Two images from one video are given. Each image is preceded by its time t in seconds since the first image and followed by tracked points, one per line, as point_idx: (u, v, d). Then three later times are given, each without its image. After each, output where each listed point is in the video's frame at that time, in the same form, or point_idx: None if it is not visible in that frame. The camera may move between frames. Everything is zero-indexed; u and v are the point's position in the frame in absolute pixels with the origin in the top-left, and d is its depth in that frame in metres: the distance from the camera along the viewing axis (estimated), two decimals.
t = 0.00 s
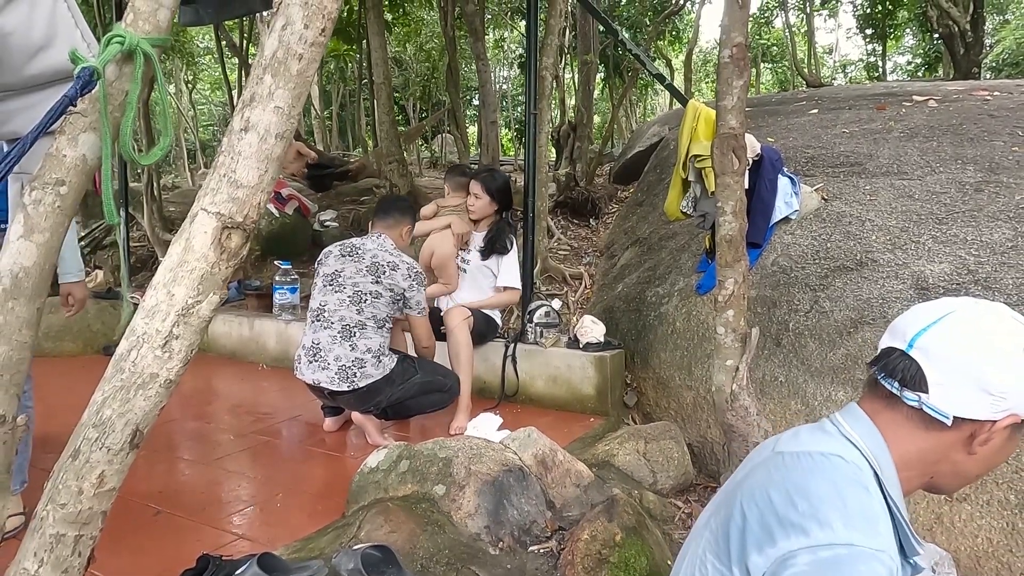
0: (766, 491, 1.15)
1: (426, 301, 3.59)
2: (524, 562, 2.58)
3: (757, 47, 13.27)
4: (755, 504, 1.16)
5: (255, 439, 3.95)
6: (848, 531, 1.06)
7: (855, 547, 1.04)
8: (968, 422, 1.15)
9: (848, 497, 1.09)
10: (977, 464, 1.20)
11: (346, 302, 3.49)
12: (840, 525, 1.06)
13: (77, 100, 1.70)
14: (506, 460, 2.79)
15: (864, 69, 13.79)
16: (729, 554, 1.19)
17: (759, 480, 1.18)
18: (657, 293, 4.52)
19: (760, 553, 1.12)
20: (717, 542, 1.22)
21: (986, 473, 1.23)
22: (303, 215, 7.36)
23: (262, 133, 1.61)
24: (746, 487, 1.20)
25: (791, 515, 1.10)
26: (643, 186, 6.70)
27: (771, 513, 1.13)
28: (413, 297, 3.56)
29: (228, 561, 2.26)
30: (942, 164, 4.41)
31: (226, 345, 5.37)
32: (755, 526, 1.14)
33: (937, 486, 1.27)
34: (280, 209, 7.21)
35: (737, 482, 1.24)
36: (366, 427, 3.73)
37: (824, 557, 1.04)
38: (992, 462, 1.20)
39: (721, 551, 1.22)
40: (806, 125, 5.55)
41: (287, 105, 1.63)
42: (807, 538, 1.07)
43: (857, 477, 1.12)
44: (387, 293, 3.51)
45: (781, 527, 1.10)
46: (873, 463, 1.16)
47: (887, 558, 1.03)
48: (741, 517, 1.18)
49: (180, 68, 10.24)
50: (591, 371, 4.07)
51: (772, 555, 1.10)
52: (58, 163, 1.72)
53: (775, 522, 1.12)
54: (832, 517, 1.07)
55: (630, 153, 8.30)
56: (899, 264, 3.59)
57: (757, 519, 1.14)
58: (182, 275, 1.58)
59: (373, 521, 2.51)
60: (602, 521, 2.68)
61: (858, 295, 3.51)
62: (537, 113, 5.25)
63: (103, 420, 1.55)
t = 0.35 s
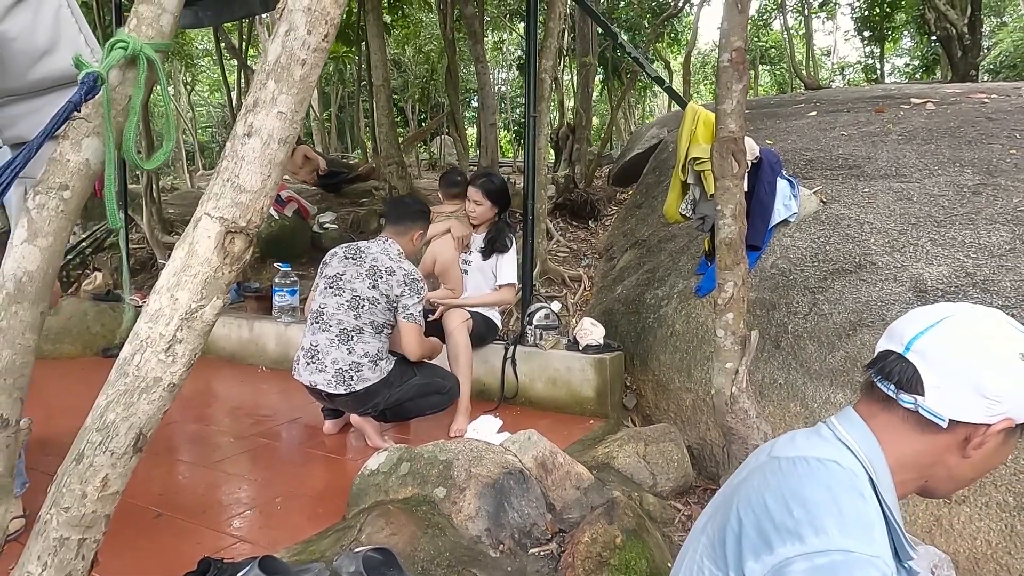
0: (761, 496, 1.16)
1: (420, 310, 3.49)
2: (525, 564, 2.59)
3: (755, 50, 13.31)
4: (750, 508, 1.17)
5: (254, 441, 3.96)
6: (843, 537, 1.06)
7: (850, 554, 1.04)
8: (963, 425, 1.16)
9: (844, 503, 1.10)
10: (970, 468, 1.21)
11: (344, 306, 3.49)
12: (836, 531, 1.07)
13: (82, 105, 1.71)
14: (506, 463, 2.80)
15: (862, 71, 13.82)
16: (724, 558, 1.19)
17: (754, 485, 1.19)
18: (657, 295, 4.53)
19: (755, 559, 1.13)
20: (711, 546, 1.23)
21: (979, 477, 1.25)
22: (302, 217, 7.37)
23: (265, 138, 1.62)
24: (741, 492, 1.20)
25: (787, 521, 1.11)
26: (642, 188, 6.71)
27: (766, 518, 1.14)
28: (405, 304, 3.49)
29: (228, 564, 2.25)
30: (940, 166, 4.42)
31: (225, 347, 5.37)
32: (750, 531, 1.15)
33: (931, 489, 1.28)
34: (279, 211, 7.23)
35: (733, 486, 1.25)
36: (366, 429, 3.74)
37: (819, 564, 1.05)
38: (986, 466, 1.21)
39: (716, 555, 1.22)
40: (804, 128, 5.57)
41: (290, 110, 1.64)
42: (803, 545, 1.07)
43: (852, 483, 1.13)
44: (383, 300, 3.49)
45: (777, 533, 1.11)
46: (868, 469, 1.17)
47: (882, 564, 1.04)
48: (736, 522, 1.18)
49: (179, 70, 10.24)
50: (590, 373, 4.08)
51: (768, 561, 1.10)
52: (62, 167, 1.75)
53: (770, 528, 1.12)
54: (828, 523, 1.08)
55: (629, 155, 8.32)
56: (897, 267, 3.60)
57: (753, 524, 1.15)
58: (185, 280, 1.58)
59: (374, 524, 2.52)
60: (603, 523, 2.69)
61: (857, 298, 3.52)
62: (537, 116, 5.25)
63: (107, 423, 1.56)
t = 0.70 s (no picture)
0: (748, 499, 1.18)
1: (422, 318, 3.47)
2: (524, 563, 2.60)
3: (752, 50, 13.33)
4: (737, 511, 1.18)
5: (252, 441, 3.96)
6: (826, 539, 1.08)
7: (834, 557, 1.06)
8: (949, 425, 1.17)
9: (828, 505, 1.11)
10: (958, 467, 1.22)
11: (345, 308, 3.48)
12: (819, 534, 1.08)
13: (81, 108, 1.72)
14: (504, 463, 2.80)
15: (858, 71, 13.84)
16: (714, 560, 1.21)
17: (742, 487, 1.20)
18: (654, 295, 4.54)
19: (743, 562, 1.14)
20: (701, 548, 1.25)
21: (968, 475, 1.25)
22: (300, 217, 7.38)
23: (265, 140, 1.63)
24: (729, 494, 1.22)
25: (772, 524, 1.12)
26: (639, 188, 6.72)
27: (752, 521, 1.15)
28: (407, 311, 3.47)
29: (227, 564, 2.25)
30: (935, 167, 4.43)
31: (223, 347, 5.38)
32: (738, 534, 1.17)
33: (921, 489, 1.29)
34: (277, 211, 7.24)
35: (722, 488, 1.27)
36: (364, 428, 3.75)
37: (803, 567, 1.06)
38: (972, 465, 1.22)
39: (705, 556, 1.24)
40: (801, 128, 5.58)
41: (290, 112, 1.65)
42: (787, 549, 1.09)
43: (837, 484, 1.14)
44: (384, 306, 3.47)
45: (762, 536, 1.13)
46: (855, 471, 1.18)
47: (866, 565, 1.05)
48: (724, 524, 1.20)
49: (177, 70, 10.23)
50: (588, 373, 4.08)
51: (754, 564, 1.12)
52: (62, 169, 1.77)
53: (756, 531, 1.14)
54: (812, 526, 1.09)
55: (626, 154, 8.33)
56: (893, 267, 3.61)
57: (740, 527, 1.17)
58: (186, 281, 1.59)
59: (373, 523, 2.53)
60: (600, 522, 2.71)
61: (852, 298, 3.53)
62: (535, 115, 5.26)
63: (108, 424, 1.57)
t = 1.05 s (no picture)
0: (745, 511, 1.17)
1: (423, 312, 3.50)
2: (520, 561, 2.60)
3: (747, 48, 13.36)
4: (735, 522, 1.18)
5: (248, 440, 3.96)
6: (826, 550, 1.07)
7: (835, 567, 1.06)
8: (935, 430, 1.18)
9: (824, 514, 1.11)
10: (949, 466, 1.23)
11: (343, 305, 3.48)
12: (819, 545, 1.08)
13: (76, 106, 1.73)
14: (500, 461, 2.81)
15: (853, 70, 13.87)
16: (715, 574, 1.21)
17: (737, 499, 1.20)
18: (649, 293, 4.55)
19: None
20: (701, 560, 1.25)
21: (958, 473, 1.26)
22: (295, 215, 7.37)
23: (261, 138, 1.63)
24: (725, 505, 1.22)
25: (771, 538, 1.12)
26: (634, 187, 6.73)
27: (751, 534, 1.15)
28: (407, 306, 3.50)
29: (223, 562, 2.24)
30: (929, 165, 4.45)
31: (219, 346, 5.37)
32: (736, 547, 1.17)
33: (913, 484, 1.29)
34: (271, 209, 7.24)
35: (715, 496, 1.26)
36: (360, 427, 3.75)
37: None
38: (962, 464, 1.22)
39: (704, 567, 1.24)
40: (795, 127, 5.60)
41: (285, 111, 1.65)
42: (788, 564, 1.08)
43: (831, 492, 1.14)
44: (383, 301, 3.48)
45: (762, 549, 1.12)
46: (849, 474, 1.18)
47: None
48: (722, 538, 1.20)
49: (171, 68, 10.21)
50: (583, 371, 4.09)
51: None
52: (57, 167, 1.77)
53: (755, 545, 1.14)
54: (811, 539, 1.09)
55: (621, 153, 8.34)
56: (887, 265, 3.62)
57: (738, 540, 1.17)
58: (181, 279, 1.59)
59: (369, 521, 2.54)
60: (596, 520, 2.71)
61: (847, 296, 3.54)
62: (530, 114, 5.25)
63: (103, 423, 1.57)
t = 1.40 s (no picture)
0: (717, 505, 1.17)
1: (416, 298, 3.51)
2: (512, 556, 2.60)
3: (741, 46, 13.38)
4: (709, 517, 1.17)
5: (240, 437, 3.95)
6: (798, 531, 1.07)
7: (807, 545, 1.05)
8: (863, 408, 1.16)
9: (793, 496, 1.11)
10: (899, 451, 1.18)
11: (334, 298, 3.49)
12: (790, 526, 1.08)
13: (63, 98, 1.73)
14: (493, 457, 2.81)
15: (846, 67, 13.90)
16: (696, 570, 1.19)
17: (709, 493, 1.19)
18: (643, 290, 4.55)
19: (725, 568, 1.13)
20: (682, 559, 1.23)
21: (920, 462, 1.20)
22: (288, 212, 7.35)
23: (250, 131, 1.62)
24: (699, 499, 1.21)
25: (744, 527, 1.11)
26: (628, 184, 6.73)
27: (724, 526, 1.14)
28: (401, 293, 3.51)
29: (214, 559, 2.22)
30: (921, 162, 4.46)
31: (211, 343, 5.35)
32: (713, 540, 1.16)
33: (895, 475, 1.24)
34: (264, 206, 7.24)
35: (690, 492, 1.26)
36: (354, 423, 3.74)
37: (782, 561, 1.05)
38: (911, 451, 1.17)
39: (685, 565, 1.23)
40: (789, 123, 5.60)
41: (275, 104, 1.64)
42: (763, 550, 1.08)
43: (798, 475, 1.14)
44: (374, 290, 3.50)
45: (736, 540, 1.12)
46: (815, 457, 1.18)
47: (839, 553, 1.05)
48: (699, 534, 1.19)
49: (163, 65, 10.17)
50: (577, 367, 4.09)
51: (736, 570, 1.11)
52: (44, 161, 1.76)
53: (729, 537, 1.13)
54: (782, 522, 1.08)
55: (615, 150, 8.35)
56: (879, 261, 3.63)
57: (714, 534, 1.16)
58: (170, 273, 1.58)
59: (361, 517, 2.53)
60: (589, 515, 2.71)
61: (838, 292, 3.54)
62: (523, 110, 5.25)
63: (91, 418, 1.56)
